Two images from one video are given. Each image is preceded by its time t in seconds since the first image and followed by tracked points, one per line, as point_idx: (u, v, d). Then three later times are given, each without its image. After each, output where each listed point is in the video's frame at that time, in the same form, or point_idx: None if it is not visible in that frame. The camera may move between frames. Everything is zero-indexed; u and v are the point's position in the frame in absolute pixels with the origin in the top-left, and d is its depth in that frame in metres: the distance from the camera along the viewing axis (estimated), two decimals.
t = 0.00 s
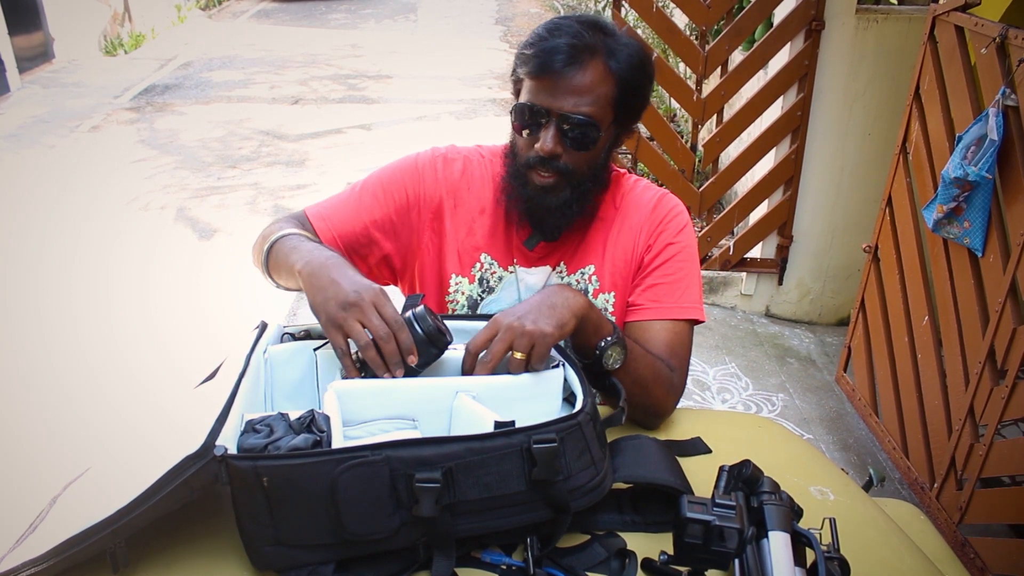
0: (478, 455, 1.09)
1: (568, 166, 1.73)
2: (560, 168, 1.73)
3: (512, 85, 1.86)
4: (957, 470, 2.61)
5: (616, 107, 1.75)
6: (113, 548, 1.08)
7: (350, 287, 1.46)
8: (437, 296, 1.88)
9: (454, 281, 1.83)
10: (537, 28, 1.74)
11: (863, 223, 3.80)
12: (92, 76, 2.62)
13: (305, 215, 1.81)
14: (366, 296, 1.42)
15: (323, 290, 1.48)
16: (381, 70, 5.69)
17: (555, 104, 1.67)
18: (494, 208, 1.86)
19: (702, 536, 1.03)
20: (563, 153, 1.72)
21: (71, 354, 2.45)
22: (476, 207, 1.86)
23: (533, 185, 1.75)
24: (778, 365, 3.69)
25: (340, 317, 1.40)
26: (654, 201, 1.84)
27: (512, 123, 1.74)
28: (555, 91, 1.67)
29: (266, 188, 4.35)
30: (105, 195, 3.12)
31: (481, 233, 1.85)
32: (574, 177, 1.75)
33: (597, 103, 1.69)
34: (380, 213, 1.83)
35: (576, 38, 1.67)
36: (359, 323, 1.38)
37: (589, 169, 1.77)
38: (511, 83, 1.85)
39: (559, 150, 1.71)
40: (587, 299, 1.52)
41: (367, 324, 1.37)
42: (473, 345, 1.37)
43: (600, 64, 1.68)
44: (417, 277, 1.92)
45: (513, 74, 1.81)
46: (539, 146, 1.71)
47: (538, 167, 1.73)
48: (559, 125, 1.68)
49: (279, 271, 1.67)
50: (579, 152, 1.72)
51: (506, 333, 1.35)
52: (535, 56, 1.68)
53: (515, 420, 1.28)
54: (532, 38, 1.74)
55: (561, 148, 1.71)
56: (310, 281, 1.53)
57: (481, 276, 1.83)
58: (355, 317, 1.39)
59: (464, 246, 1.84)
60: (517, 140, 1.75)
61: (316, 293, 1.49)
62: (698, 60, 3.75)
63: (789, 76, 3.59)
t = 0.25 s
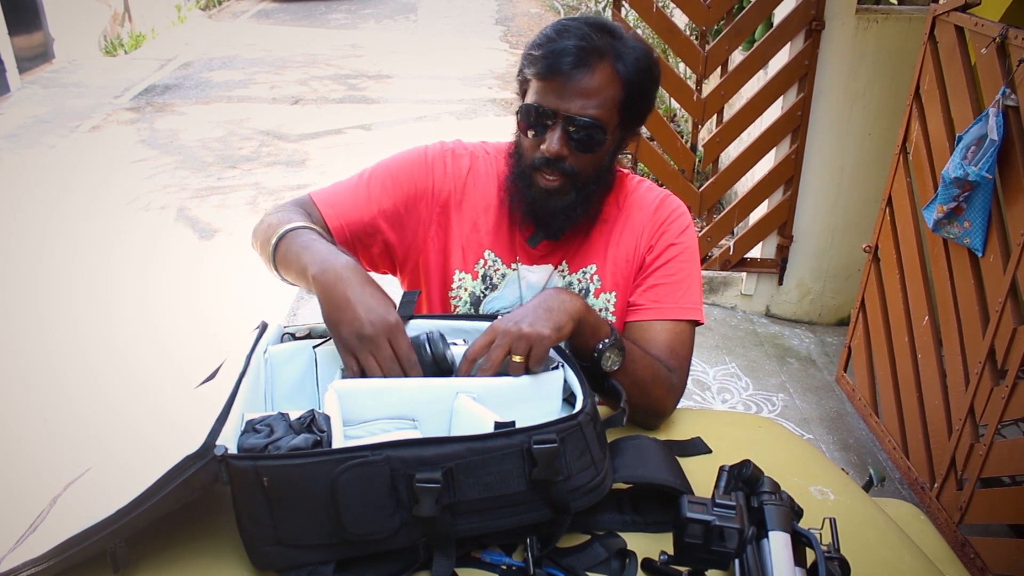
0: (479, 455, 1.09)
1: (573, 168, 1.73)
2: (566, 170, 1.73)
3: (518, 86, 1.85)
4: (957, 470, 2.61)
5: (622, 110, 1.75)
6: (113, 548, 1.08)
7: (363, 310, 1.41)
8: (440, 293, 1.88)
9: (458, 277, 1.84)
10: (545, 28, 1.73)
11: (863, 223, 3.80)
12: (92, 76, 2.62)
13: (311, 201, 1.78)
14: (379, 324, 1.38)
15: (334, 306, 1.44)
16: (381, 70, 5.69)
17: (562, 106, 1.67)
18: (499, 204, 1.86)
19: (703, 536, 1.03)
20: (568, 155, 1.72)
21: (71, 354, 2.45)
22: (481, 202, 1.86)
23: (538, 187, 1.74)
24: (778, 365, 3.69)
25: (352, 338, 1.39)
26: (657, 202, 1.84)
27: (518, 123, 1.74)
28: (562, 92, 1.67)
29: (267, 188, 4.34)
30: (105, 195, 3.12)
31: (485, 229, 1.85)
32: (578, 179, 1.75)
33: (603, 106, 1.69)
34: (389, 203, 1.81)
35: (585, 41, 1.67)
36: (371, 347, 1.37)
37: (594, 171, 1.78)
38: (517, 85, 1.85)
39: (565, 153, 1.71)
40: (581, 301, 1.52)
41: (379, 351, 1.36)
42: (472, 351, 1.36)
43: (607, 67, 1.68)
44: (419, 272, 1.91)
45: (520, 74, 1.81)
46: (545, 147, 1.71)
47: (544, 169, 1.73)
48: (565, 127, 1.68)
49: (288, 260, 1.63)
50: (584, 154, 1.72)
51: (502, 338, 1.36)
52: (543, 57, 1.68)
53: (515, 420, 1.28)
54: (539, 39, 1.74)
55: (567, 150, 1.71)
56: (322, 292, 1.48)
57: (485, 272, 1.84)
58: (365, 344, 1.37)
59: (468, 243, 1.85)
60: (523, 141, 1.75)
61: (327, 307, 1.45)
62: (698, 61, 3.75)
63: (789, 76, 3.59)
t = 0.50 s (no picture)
0: (479, 455, 1.09)
1: (581, 168, 1.73)
2: (574, 170, 1.72)
3: (525, 84, 1.85)
4: (957, 469, 2.61)
5: (630, 111, 1.75)
6: (113, 547, 1.08)
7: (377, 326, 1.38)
8: (444, 291, 1.88)
9: (462, 276, 1.84)
10: (555, 28, 1.72)
11: (863, 223, 3.80)
12: (92, 75, 2.62)
13: (319, 196, 1.77)
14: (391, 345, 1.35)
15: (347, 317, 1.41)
16: (382, 69, 5.70)
17: (571, 105, 1.67)
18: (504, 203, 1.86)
19: (703, 535, 1.03)
20: (577, 155, 1.71)
21: (71, 353, 2.45)
22: (487, 200, 1.86)
23: (545, 187, 1.75)
24: (779, 364, 3.69)
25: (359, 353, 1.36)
26: (659, 202, 1.85)
27: (525, 122, 1.73)
28: (571, 92, 1.66)
29: (268, 186, 4.31)
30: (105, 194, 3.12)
31: (490, 227, 1.85)
32: (586, 179, 1.74)
33: (612, 107, 1.68)
34: (396, 200, 1.80)
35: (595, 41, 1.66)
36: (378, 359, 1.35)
37: (602, 171, 1.77)
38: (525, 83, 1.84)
39: (574, 153, 1.70)
40: (582, 297, 1.51)
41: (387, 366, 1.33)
42: (477, 351, 1.35)
43: (618, 67, 1.68)
44: (424, 269, 1.90)
45: (527, 73, 1.80)
46: (553, 147, 1.71)
47: (551, 169, 1.73)
48: (574, 127, 1.68)
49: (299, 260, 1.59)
50: (592, 155, 1.72)
51: (507, 334, 1.35)
52: (553, 57, 1.67)
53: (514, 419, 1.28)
54: (549, 38, 1.73)
55: (575, 150, 1.70)
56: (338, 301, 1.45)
57: (490, 271, 1.83)
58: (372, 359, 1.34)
59: (472, 240, 1.85)
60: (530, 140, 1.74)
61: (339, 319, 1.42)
62: (698, 60, 3.75)
63: (790, 75, 3.58)
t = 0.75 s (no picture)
0: (479, 454, 1.09)
1: (580, 168, 1.73)
2: (573, 171, 1.73)
3: (524, 84, 1.85)
4: (958, 469, 2.61)
5: (630, 111, 1.75)
6: (113, 547, 1.08)
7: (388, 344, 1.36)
8: (443, 291, 1.88)
9: (461, 277, 1.84)
10: (553, 28, 1.72)
11: (863, 222, 3.80)
12: (92, 75, 2.62)
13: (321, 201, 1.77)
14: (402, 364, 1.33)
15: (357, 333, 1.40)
16: (382, 69, 5.69)
17: (570, 107, 1.67)
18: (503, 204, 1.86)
19: (703, 534, 1.03)
20: (576, 156, 1.71)
21: (71, 354, 2.45)
22: (486, 201, 1.86)
23: (544, 186, 1.75)
24: (779, 364, 3.69)
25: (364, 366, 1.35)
26: (659, 202, 1.84)
27: (524, 123, 1.73)
28: (570, 93, 1.66)
29: (268, 186, 4.29)
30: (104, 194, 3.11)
31: (490, 228, 1.85)
32: (586, 180, 1.74)
33: (611, 108, 1.69)
34: (397, 203, 1.80)
35: (594, 42, 1.66)
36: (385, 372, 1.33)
37: (602, 171, 1.77)
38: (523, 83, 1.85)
39: (573, 153, 1.71)
40: (590, 296, 1.52)
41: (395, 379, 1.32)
42: (480, 343, 1.36)
43: (616, 68, 1.68)
44: (425, 271, 1.90)
45: (525, 74, 1.80)
46: (553, 147, 1.71)
47: (551, 169, 1.73)
48: (573, 128, 1.68)
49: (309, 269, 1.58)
50: (592, 155, 1.72)
51: (510, 330, 1.36)
52: (552, 57, 1.67)
53: (513, 418, 1.28)
54: (547, 39, 1.73)
55: (574, 151, 1.71)
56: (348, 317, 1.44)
57: (488, 272, 1.83)
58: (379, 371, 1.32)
59: (471, 241, 1.85)
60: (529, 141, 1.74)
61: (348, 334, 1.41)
62: (698, 60, 3.75)
63: (790, 75, 3.58)
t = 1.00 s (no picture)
0: (479, 454, 1.09)
1: (584, 167, 1.72)
2: (577, 169, 1.72)
3: (525, 84, 1.85)
4: (958, 469, 2.61)
5: (633, 111, 1.75)
6: (113, 547, 1.08)
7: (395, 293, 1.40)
8: (443, 292, 1.88)
9: (461, 279, 1.84)
10: (558, 27, 1.72)
11: (863, 222, 3.80)
12: (92, 75, 2.62)
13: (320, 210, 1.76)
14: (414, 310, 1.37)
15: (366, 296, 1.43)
16: (382, 69, 5.69)
17: (575, 105, 1.66)
18: (503, 205, 1.86)
19: (703, 535, 1.03)
20: (580, 154, 1.71)
21: (71, 354, 2.45)
22: (486, 204, 1.86)
23: (547, 184, 1.74)
24: (779, 364, 3.69)
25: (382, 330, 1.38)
26: (660, 203, 1.85)
27: (527, 120, 1.72)
28: (575, 90, 1.66)
29: (268, 186, 4.30)
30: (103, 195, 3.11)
31: (489, 229, 1.85)
32: (588, 178, 1.74)
33: (616, 106, 1.68)
34: (397, 210, 1.80)
35: (599, 41, 1.66)
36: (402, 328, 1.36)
37: (604, 170, 1.77)
38: (525, 82, 1.84)
39: (577, 152, 1.70)
40: (599, 294, 1.51)
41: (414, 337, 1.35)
42: (485, 330, 1.37)
43: (621, 67, 1.68)
44: (426, 274, 1.91)
45: (529, 72, 1.80)
46: (557, 145, 1.70)
47: (554, 167, 1.72)
48: (578, 125, 1.67)
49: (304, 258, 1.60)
50: (596, 154, 1.71)
51: (515, 323, 1.36)
52: (556, 55, 1.67)
53: (513, 417, 1.28)
54: (552, 37, 1.73)
55: (579, 149, 1.70)
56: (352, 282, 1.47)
57: (488, 274, 1.83)
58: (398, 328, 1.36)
59: (470, 243, 1.85)
60: (532, 139, 1.74)
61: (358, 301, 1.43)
62: (698, 60, 3.75)
63: (790, 75, 3.58)
